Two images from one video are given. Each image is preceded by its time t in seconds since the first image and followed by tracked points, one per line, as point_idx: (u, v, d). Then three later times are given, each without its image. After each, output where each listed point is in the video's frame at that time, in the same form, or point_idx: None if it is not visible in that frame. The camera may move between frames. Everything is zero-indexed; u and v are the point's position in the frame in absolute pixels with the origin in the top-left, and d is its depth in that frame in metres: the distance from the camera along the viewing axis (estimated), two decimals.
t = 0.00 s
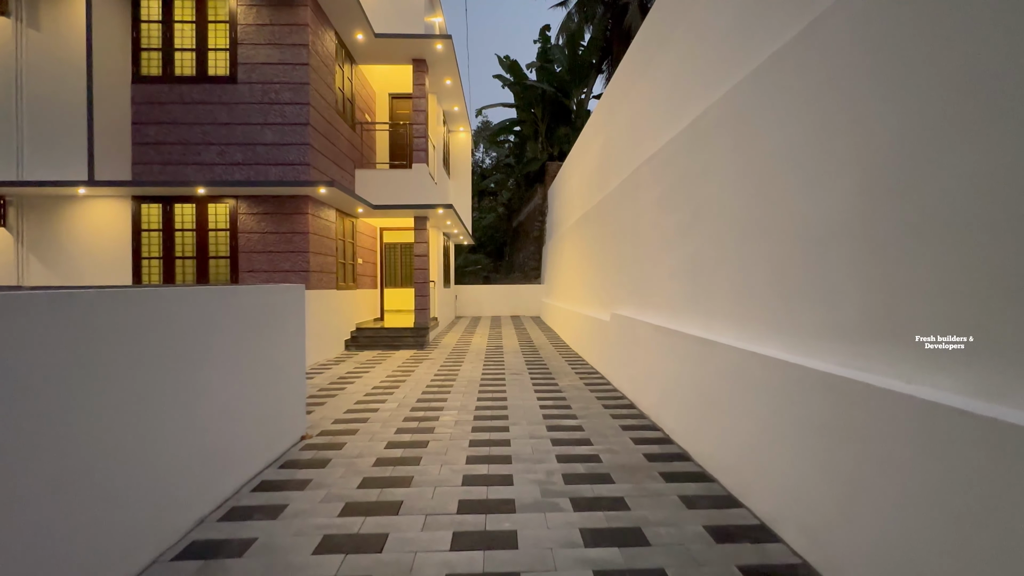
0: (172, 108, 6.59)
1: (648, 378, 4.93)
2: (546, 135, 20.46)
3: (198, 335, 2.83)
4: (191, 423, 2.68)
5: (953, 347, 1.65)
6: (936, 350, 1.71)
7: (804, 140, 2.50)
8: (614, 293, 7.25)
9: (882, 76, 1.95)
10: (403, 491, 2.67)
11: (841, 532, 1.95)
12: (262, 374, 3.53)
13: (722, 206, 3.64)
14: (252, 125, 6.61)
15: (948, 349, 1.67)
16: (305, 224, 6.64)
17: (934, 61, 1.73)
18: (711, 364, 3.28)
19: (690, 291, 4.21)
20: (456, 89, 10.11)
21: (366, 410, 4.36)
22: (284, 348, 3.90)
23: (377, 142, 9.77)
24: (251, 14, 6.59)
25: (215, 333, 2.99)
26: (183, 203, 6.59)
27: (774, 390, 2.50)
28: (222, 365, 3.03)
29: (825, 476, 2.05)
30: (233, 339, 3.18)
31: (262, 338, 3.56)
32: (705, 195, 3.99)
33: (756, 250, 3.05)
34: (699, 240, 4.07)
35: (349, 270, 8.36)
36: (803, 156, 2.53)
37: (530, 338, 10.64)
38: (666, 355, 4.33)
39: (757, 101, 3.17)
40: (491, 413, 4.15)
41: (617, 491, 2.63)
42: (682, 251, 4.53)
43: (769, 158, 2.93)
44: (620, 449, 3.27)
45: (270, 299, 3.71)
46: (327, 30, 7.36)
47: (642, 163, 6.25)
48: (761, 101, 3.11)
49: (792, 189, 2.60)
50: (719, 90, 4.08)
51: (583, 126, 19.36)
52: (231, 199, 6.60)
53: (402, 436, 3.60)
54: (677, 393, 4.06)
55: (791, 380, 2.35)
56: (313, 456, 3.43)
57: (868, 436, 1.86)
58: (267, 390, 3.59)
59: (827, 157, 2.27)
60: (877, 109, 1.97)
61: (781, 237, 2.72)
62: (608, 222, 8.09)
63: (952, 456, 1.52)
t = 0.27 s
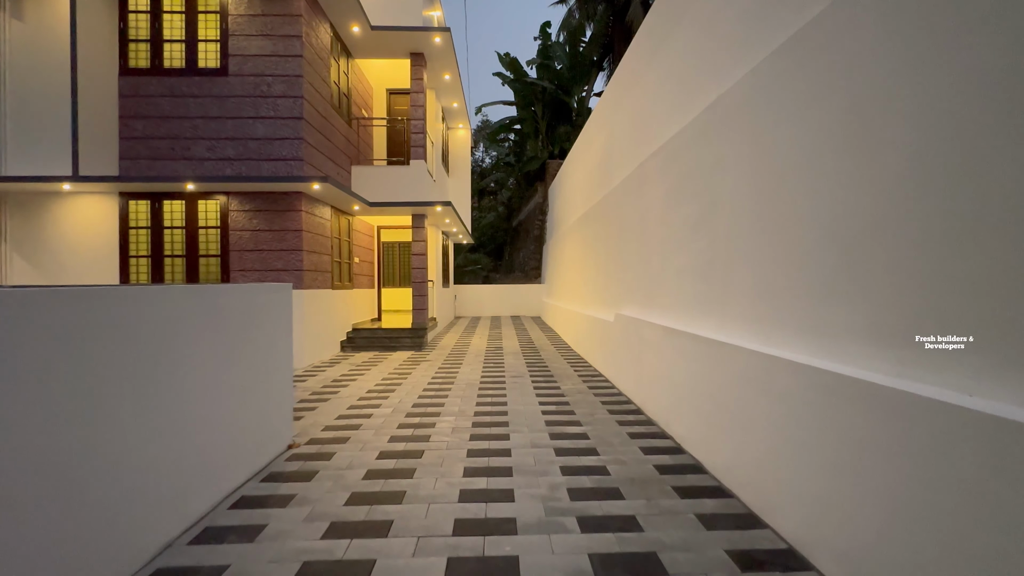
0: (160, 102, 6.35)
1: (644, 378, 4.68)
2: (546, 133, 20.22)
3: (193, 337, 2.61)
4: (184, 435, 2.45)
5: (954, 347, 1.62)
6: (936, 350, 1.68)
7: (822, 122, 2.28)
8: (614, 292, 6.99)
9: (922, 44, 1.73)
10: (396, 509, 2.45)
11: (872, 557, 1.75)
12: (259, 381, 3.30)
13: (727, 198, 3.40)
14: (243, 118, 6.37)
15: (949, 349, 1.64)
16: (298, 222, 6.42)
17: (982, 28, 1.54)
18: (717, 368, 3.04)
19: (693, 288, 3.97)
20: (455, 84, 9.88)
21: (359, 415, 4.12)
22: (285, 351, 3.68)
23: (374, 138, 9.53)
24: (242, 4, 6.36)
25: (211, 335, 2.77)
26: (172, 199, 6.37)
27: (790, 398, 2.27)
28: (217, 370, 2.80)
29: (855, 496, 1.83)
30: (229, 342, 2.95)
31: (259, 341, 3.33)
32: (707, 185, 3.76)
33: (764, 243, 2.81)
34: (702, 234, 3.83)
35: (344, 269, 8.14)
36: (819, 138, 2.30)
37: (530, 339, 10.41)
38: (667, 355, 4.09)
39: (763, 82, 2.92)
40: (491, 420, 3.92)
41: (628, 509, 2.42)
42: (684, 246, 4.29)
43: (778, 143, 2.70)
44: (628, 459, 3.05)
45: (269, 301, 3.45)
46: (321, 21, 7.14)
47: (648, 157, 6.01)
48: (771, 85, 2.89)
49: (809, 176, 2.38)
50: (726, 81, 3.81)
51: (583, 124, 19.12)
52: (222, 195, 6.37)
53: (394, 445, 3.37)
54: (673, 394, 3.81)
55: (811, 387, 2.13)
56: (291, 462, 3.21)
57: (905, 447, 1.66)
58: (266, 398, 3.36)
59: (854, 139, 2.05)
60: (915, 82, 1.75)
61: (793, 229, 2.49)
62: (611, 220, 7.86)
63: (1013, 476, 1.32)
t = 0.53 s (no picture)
0: (147, 95, 6.13)
1: (646, 382, 4.46)
2: (547, 132, 19.99)
3: (171, 343, 2.34)
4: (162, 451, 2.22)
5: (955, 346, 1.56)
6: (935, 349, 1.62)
7: (851, 103, 2.06)
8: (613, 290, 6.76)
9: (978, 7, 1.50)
10: (384, 533, 2.22)
11: None
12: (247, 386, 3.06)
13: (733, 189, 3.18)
14: (233, 112, 6.15)
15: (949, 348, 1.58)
16: (291, 219, 6.19)
17: None
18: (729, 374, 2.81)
19: (697, 285, 3.74)
20: (453, 79, 9.65)
21: (350, 423, 3.89)
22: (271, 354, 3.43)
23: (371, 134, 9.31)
24: None
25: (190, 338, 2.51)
26: (159, 196, 6.15)
27: (812, 408, 2.06)
28: (199, 378, 2.55)
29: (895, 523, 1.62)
30: (210, 348, 2.69)
31: (246, 345, 3.07)
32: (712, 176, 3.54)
33: (776, 236, 2.59)
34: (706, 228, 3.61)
35: (339, 269, 7.90)
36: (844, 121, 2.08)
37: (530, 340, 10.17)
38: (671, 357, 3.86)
39: (776, 65, 2.69)
40: (491, 428, 3.70)
41: (642, 532, 2.19)
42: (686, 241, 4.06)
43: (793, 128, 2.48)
44: (638, 474, 2.83)
45: (257, 302, 3.22)
46: (316, 13, 6.91)
47: (650, 151, 5.77)
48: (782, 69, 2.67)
49: (831, 163, 2.17)
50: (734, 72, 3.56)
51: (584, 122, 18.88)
52: (211, 192, 6.13)
53: (386, 457, 3.15)
54: (678, 398, 3.59)
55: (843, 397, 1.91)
56: (270, 474, 2.96)
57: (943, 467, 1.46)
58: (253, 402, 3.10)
59: (891, 118, 1.82)
60: (967, 52, 1.53)
61: (810, 220, 2.27)
62: (613, 218, 7.63)
63: None
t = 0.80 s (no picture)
0: (133, 87, 5.88)
1: (653, 387, 4.23)
2: (547, 130, 19.73)
3: (135, 353, 2.11)
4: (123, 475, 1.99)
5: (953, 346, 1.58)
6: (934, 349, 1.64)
7: (895, 83, 1.84)
8: (615, 290, 6.52)
9: None
10: (371, 565, 1.98)
11: None
12: (230, 396, 2.83)
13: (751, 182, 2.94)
14: (222, 105, 5.91)
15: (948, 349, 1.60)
16: (282, 216, 5.95)
17: None
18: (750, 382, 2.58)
19: (709, 284, 3.51)
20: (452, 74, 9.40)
21: (340, 432, 3.65)
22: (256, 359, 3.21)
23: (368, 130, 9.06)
24: None
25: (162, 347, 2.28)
26: (145, 192, 5.90)
27: (856, 427, 1.82)
28: (169, 388, 2.31)
29: (962, 568, 1.39)
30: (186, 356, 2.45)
31: (229, 351, 2.84)
32: (725, 168, 3.30)
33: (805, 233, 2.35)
34: (720, 224, 3.37)
35: (334, 268, 7.65)
36: (890, 104, 1.85)
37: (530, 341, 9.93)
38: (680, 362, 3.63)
39: (799, 45, 2.45)
40: (490, 439, 3.45)
41: (660, 566, 1.95)
42: (695, 239, 3.82)
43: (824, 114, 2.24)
44: (651, 493, 2.59)
45: (242, 303, 2.99)
46: (309, 3, 6.67)
47: (655, 145, 5.51)
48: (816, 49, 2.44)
49: (873, 150, 1.92)
50: (747, 60, 3.29)
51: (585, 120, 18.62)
52: (200, 188, 5.90)
53: (375, 472, 2.90)
54: (693, 406, 3.36)
55: (894, 417, 1.66)
56: (249, 493, 2.70)
57: None
58: (236, 413, 2.87)
59: (954, 94, 1.58)
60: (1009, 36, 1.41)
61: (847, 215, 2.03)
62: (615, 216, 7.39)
63: None
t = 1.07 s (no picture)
0: (117, 78, 5.61)
1: (660, 393, 3.98)
2: (547, 127, 19.47)
3: (81, 363, 1.86)
4: (68, 504, 1.74)
5: (952, 348, 1.54)
6: (934, 351, 1.60)
7: (935, 58, 1.60)
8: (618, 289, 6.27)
9: None
10: None
11: None
12: (202, 406, 2.58)
13: (767, 173, 2.70)
14: (211, 97, 5.67)
15: (947, 351, 1.56)
16: (273, 213, 5.71)
17: None
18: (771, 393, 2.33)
19: (719, 285, 3.27)
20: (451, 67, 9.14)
21: (328, 443, 3.41)
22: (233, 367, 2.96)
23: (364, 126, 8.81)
24: None
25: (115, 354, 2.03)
26: (130, 189, 5.67)
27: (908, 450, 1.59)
28: (126, 403, 2.06)
29: None
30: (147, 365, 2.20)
31: (200, 357, 2.59)
32: (740, 160, 3.06)
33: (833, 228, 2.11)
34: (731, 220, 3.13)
35: (328, 267, 7.41)
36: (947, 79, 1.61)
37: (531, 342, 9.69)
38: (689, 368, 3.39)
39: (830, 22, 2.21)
40: (489, 451, 3.22)
41: None
42: (705, 235, 3.58)
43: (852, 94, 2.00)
44: (666, 514, 2.36)
45: (217, 304, 2.75)
46: None
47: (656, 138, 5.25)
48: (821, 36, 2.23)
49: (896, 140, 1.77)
50: (762, 45, 3.04)
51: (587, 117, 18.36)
52: (187, 184, 5.67)
53: (363, 489, 2.66)
54: (698, 419, 3.12)
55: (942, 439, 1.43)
56: (225, 514, 2.46)
57: None
58: (210, 425, 2.63)
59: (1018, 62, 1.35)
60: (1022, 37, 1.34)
61: (884, 209, 1.80)
62: (609, 215, 7.14)
63: None
